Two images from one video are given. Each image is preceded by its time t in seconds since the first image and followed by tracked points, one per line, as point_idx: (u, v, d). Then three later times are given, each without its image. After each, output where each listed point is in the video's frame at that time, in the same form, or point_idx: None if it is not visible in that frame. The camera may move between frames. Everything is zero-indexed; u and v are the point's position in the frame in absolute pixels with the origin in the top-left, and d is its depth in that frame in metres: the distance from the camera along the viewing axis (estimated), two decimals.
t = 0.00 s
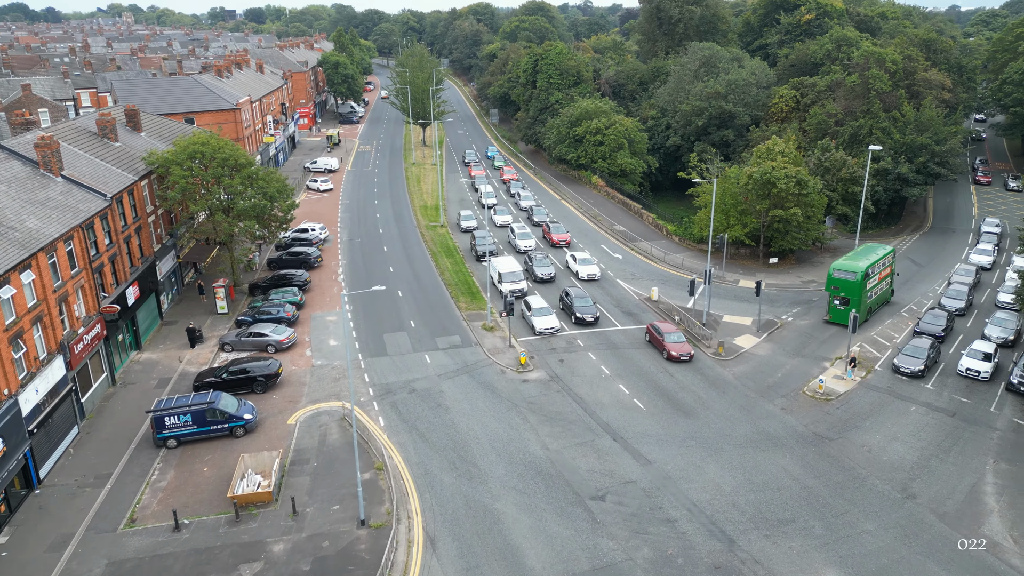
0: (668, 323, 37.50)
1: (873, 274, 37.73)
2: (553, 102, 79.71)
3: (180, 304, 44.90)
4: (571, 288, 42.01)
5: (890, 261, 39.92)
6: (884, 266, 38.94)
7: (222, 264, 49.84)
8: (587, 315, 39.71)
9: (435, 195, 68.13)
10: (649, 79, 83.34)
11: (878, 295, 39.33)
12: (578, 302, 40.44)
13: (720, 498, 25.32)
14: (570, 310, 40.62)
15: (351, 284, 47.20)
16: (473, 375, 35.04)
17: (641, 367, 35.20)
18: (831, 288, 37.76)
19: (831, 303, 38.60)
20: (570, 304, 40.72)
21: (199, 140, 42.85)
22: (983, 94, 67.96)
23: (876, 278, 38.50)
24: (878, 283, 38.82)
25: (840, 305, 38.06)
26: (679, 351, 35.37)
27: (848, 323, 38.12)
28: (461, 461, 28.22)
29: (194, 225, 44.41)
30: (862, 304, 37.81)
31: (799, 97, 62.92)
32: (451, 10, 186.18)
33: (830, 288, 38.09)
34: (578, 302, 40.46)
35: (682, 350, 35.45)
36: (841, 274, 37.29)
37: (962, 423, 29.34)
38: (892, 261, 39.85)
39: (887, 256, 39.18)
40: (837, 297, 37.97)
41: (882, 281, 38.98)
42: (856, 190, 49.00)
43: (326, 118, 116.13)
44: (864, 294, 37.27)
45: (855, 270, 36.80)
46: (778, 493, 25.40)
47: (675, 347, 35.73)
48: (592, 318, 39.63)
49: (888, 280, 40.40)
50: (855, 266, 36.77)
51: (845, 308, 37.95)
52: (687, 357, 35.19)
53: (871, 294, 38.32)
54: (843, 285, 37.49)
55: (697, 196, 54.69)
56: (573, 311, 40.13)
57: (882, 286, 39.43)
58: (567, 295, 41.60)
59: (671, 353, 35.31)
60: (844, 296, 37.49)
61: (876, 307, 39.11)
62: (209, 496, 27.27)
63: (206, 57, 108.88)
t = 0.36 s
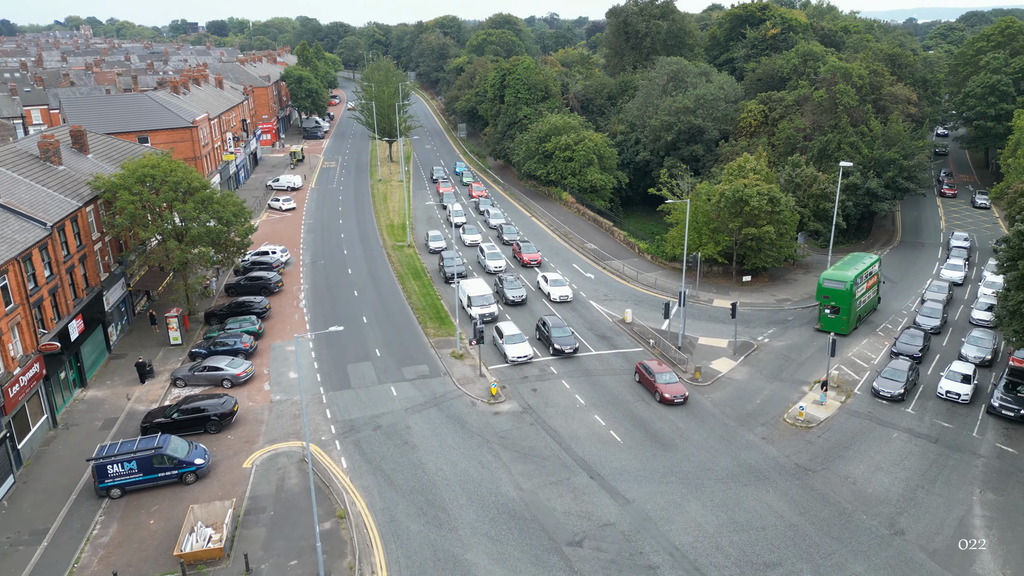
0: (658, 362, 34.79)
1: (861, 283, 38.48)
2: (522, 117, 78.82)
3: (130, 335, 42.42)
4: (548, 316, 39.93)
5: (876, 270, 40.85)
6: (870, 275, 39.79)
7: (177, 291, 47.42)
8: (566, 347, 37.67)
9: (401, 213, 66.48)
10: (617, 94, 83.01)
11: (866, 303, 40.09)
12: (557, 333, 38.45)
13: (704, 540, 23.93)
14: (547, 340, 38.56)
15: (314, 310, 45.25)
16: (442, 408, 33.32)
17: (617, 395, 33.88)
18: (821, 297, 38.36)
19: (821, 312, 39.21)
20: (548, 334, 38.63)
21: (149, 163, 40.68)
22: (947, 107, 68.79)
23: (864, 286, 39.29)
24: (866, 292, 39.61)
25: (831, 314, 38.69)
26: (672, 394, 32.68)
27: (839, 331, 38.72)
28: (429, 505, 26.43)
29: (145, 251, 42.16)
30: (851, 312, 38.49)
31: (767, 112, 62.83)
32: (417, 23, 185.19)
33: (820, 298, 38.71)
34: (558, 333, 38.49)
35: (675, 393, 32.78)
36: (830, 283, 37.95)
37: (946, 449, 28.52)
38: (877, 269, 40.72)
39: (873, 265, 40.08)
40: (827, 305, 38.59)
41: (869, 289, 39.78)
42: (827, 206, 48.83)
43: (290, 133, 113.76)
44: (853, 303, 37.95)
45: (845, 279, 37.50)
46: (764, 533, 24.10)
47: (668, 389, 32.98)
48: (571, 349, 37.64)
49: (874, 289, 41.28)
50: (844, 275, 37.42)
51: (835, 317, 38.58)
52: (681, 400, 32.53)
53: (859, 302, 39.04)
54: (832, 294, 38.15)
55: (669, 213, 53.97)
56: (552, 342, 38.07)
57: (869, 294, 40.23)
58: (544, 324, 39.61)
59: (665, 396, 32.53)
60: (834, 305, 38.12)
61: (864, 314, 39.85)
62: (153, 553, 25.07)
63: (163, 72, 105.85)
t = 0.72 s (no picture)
0: (655, 406, 31.71)
1: (848, 290, 39.75)
2: (490, 131, 77.71)
3: (75, 369, 39.89)
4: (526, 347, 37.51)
5: (860, 277, 42.20)
6: (855, 282, 41.10)
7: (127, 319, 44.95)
8: (545, 381, 35.23)
9: (367, 230, 64.66)
10: (585, 107, 82.46)
11: (852, 310, 41.31)
12: (536, 366, 36.07)
13: None
14: (525, 372, 36.25)
15: (275, 336, 43.21)
16: (409, 442, 31.60)
17: (592, 424, 32.53)
18: (810, 304, 39.50)
19: (810, 319, 40.31)
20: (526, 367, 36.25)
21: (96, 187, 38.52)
22: (911, 119, 69.54)
23: (850, 293, 40.58)
24: (852, 299, 40.87)
25: (820, 320, 39.79)
26: (673, 442, 29.72)
27: (828, 337, 39.80)
28: (395, 553, 24.64)
29: (92, 278, 39.74)
30: (839, 318, 39.62)
31: (736, 125, 62.55)
32: (383, 35, 183.57)
33: (810, 305, 39.84)
34: (537, 366, 36.09)
35: (676, 441, 29.85)
36: (819, 291, 39.15)
37: (930, 476, 27.68)
38: (862, 277, 42.09)
39: (858, 272, 41.48)
40: (816, 312, 39.71)
41: (855, 296, 41.06)
42: (799, 222, 48.49)
43: (252, 148, 111.07)
44: (841, 309, 39.12)
45: (833, 286, 38.72)
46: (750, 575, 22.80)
47: (668, 436, 30.02)
48: (551, 384, 35.21)
49: (860, 296, 42.60)
50: (832, 282, 38.70)
51: (824, 323, 39.68)
52: (682, 449, 29.70)
53: (846, 309, 40.25)
54: (821, 301, 39.31)
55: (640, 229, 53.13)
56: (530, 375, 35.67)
57: (855, 301, 41.49)
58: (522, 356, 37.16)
59: (666, 445, 29.55)
60: (822, 311, 39.29)
61: (852, 320, 40.96)
62: None
63: (118, 86, 102.49)
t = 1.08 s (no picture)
0: (661, 454, 28.74)
1: (834, 296, 40.82)
2: (460, 143, 76.52)
3: (20, 402, 37.54)
4: (507, 379, 35.12)
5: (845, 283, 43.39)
6: (840, 288, 42.25)
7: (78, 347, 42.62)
8: (528, 418, 32.88)
9: (335, 247, 62.88)
10: (557, 119, 81.76)
11: (838, 315, 42.39)
12: (518, 401, 33.68)
13: None
14: (507, 407, 33.88)
15: (236, 362, 41.29)
16: (376, 477, 29.99)
17: (568, 452, 31.26)
18: (798, 310, 40.42)
19: (799, 325, 41.26)
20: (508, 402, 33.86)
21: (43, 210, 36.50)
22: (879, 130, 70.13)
23: (836, 299, 41.72)
24: (838, 304, 42.00)
25: (808, 326, 40.73)
26: (682, 496, 26.80)
27: (817, 342, 40.74)
28: None
29: (38, 305, 37.50)
30: (827, 323, 40.64)
31: (707, 137, 62.26)
32: (351, 45, 181.70)
33: (798, 311, 40.79)
34: (519, 401, 33.70)
35: (685, 494, 26.95)
36: (807, 297, 40.15)
37: (914, 502, 26.91)
38: (846, 283, 43.25)
39: (842, 278, 42.68)
40: (805, 318, 40.67)
41: (841, 301, 42.22)
42: (773, 235, 48.10)
43: (217, 161, 108.42)
44: (828, 314, 40.14)
45: (820, 292, 39.74)
46: None
47: (677, 489, 27.06)
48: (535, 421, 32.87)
49: (845, 302, 43.79)
50: (819, 288, 39.71)
51: (812, 328, 40.65)
52: (692, 504, 26.82)
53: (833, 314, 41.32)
54: (809, 307, 40.31)
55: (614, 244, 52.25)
56: (513, 411, 33.28)
57: (840, 307, 42.58)
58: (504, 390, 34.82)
59: (676, 500, 26.57)
60: (811, 317, 40.26)
61: (838, 325, 42.03)
62: None
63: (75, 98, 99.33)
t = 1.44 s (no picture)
0: (679, 522, 25.11)
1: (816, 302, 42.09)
2: (427, 157, 75.07)
3: None
4: (486, 419, 32.50)
5: (824, 289, 44.79)
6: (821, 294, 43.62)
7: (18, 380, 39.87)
8: (512, 463, 30.24)
9: (298, 265, 60.79)
10: (525, 132, 80.87)
11: (820, 321, 43.64)
12: (500, 445, 31.01)
13: None
14: (487, 451, 31.23)
15: (190, 393, 39.10)
16: (337, 519, 28.15)
17: (540, 486, 29.78)
18: (784, 317, 41.54)
19: (784, 331, 42.33)
20: (488, 445, 31.18)
21: None
22: (844, 142, 70.59)
23: (818, 305, 43.03)
24: (820, 310, 43.29)
25: (793, 332, 41.83)
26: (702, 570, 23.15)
27: (802, 347, 41.83)
28: None
29: None
30: (811, 328, 41.79)
31: (676, 150, 61.79)
32: (315, 56, 179.18)
33: (783, 318, 41.88)
34: (501, 444, 31.05)
35: (706, 568, 23.34)
36: (792, 303, 41.28)
37: (898, 532, 25.99)
38: (826, 290, 44.63)
39: (823, 285, 44.08)
40: (790, 324, 41.77)
41: (823, 307, 43.54)
42: (744, 251, 47.55)
43: (176, 176, 105.19)
44: (812, 320, 41.32)
45: (804, 299, 40.92)
46: None
47: (697, 561, 23.47)
48: (517, 467, 30.21)
49: (825, 308, 45.14)
50: (802, 295, 40.86)
51: (797, 333, 41.75)
52: None
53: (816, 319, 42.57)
54: (794, 313, 41.43)
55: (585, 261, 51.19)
56: (494, 455, 30.64)
57: (822, 313, 43.90)
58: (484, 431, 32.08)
59: None
60: (796, 323, 41.40)
61: (820, 331, 43.26)
62: None
63: (24, 112, 95.38)
